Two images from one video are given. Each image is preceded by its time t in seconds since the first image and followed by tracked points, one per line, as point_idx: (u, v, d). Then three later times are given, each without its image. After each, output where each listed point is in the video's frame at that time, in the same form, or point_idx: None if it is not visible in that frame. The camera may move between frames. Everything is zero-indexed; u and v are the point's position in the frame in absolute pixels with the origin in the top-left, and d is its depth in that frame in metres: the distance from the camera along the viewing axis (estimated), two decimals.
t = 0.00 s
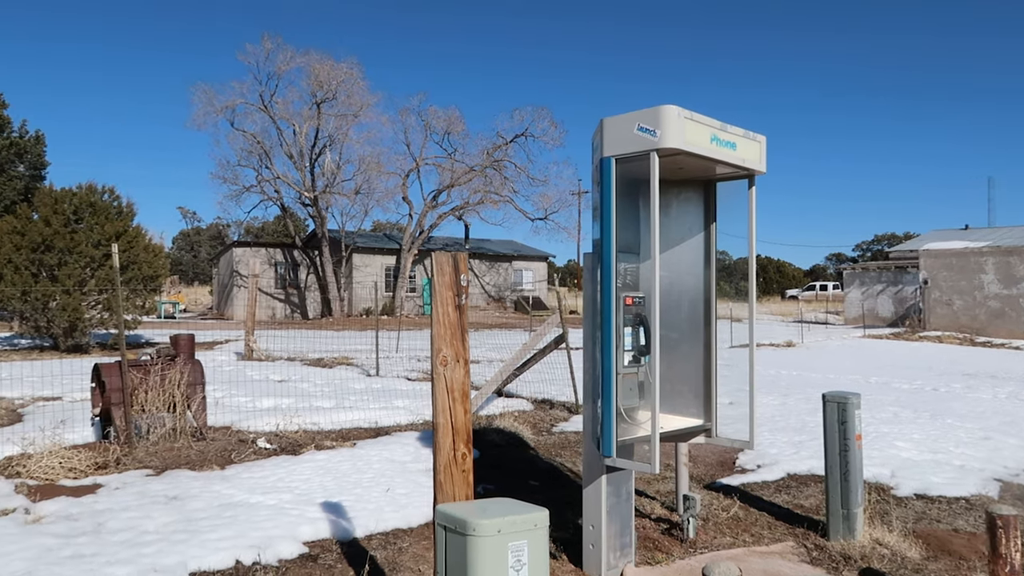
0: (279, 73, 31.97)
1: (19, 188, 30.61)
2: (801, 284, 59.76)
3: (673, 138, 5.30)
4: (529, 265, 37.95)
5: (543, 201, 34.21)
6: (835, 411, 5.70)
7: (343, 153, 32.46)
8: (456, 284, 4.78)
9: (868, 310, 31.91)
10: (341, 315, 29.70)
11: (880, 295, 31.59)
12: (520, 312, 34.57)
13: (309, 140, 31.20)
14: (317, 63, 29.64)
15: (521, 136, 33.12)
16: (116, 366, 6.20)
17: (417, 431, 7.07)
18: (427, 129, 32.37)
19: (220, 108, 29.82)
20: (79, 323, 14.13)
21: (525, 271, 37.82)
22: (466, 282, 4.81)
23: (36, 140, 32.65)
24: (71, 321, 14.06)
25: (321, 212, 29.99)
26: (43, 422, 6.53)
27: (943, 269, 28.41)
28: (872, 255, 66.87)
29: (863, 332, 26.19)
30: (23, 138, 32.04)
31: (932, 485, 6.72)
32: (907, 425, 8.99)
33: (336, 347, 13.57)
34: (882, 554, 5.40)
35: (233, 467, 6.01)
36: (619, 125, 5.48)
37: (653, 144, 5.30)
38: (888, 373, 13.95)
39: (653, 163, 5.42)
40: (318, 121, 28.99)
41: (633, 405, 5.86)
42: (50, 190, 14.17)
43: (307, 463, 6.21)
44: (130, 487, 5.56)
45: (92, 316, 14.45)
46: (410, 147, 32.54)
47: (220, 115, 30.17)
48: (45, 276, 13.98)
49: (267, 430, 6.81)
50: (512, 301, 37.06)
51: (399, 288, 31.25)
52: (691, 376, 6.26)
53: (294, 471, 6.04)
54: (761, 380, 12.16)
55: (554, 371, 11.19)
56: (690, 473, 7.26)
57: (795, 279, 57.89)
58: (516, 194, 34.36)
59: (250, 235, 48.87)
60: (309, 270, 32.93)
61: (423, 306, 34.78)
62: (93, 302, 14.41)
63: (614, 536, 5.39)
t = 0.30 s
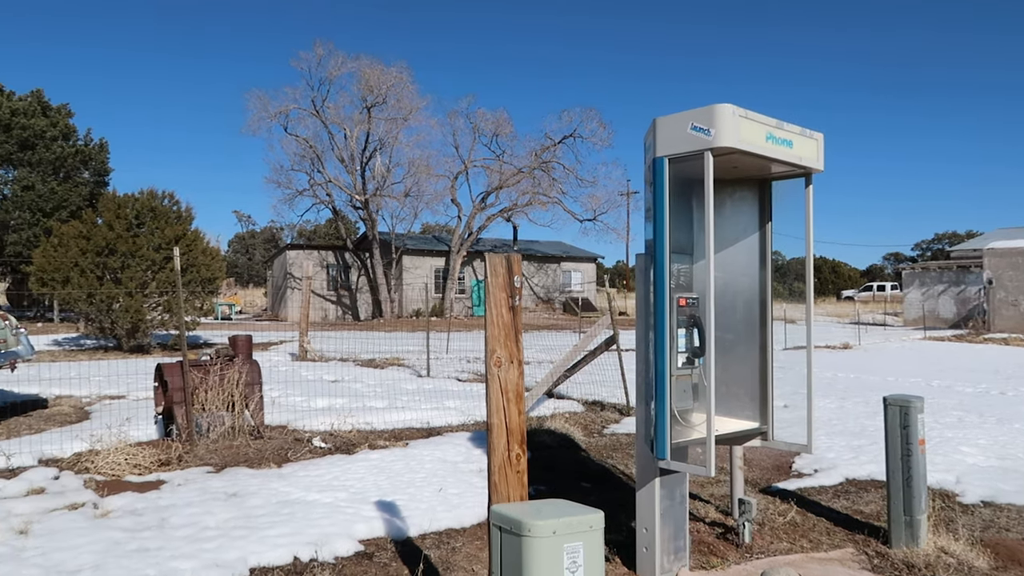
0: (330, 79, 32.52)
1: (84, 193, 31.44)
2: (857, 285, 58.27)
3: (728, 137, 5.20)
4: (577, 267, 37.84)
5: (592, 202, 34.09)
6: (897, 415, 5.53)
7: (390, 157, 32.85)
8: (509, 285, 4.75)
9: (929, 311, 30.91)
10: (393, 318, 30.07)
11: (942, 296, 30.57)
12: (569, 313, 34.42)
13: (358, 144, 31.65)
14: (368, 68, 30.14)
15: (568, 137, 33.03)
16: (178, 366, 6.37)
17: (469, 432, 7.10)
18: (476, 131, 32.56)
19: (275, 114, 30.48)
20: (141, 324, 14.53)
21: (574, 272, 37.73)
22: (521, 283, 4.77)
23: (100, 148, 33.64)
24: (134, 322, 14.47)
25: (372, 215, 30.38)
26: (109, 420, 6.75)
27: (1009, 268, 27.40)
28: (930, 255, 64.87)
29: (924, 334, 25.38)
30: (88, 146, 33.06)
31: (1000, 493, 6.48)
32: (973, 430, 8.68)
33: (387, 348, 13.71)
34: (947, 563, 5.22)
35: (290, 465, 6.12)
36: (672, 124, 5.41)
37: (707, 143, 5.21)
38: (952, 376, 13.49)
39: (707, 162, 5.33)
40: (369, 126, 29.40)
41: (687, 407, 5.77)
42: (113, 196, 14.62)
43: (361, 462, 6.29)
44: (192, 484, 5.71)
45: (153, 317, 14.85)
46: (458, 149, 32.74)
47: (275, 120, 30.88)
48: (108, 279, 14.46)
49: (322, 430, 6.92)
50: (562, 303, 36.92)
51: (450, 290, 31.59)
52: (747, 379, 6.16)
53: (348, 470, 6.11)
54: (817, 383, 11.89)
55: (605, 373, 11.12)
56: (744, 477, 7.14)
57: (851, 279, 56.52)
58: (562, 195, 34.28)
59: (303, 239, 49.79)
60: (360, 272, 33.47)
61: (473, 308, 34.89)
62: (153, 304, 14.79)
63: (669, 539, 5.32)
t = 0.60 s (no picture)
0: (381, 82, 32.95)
1: (146, 197, 32.21)
2: (917, 283, 56.57)
3: (785, 133, 5.07)
4: (627, 266, 37.58)
5: (643, 200, 33.84)
6: (963, 418, 5.34)
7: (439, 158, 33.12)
8: (563, 284, 4.68)
9: (995, 311, 29.84)
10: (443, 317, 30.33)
11: (1009, 294, 29.70)
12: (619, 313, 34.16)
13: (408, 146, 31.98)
14: (417, 70, 30.47)
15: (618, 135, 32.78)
16: (236, 364, 6.52)
17: (520, 431, 7.10)
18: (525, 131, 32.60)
19: (327, 117, 31.01)
20: (200, 323, 14.93)
21: (624, 272, 37.48)
22: (574, 282, 4.69)
23: (161, 152, 34.44)
24: (193, 321, 14.88)
25: (423, 216, 30.69)
26: (172, 416, 6.95)
27: None
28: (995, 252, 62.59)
29: (991, 334, 24.51)
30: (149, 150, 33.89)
31: None
32: None
33: (439, 347, 13.81)
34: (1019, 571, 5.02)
35: (345, 463, 6.20)
36: (726, 120, 5.30)
37: (763, 140, 5.09)
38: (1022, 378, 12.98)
39: (763, 159, 5.22)
40: (419, 127, 29.68)
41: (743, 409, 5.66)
42: (173, 199, 15.08)
43: (414, 460, 6.34)
44: (251, 479, 5.83)
45: (212, 317, 15.23)
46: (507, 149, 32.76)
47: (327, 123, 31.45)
48: (169, 280, 14.90)
49: (376, 428, 7.01)
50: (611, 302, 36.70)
51: (500, 290, 31.69)
52: (804, 379, 6.04)
53: (401, 468, 6.17)
54: (877, 384, 11.57)
55: (656, 373, 11.01)
56: (802, 480, 7.00)
57: (910, 277, 54.89)
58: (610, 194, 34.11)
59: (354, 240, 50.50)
60: (410, 272, 33.83)
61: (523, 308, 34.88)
62: (212, 304, 15.19)
63: (724, 542, 5.23)
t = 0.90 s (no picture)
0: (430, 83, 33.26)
1: (204, 200, 32.91)
2: (982, 281, 54.52)
3: (844, 128, 4.93)
4: (678, 265, 37.12)
5: (694, 199, 33.39)
6: None
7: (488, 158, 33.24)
8: (615, 284, 4.61)
9: None
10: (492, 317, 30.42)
11: None
12: (669, 313, 33.75)
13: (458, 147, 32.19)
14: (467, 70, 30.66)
15: (670, 133, 32.34)
16: (292, 363, 6.65)
17: (572, 431, 7.09)
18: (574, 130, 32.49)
19: (378, 119, 31.41)
20: (256, 323, 15.29)
21: (675, 271, 37.03)
22: (627, 282, 4.60)
23: (218, 155, 35.21)
24: (250, 321, 15.25)
25: (471, 216, 30.89)
26: (231, 414, 7.13)
27: None
28: None
29: None
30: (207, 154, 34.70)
31: None
32: None
33: (489, 347, 13.90)
34: None
35: (398, 461, 6.28)
36: (782, 116, 5.19)
37: (821, 135, 4.96)
38: None
39: (821, 155, 5.09)
40: (468, 128, 29.87)
41: (800, 410, 5.54)
42: (230, 201, 15.43)
43: (466, 459, 6.38)
44: (306, 477, 5.93)
45: (268, 317, 15.56)
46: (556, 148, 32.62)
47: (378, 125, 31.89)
48: (227, 281, 15.29)
49: (428, 426, 7.07)
50: (662, 302, 36.31)
51: (549, 290, 31.66)
52: (863, 380, 5.90)
53: (453, 467, 6.22)
54: (942, 387, 11.20)
55: (709, 373, 10.86)
56: (861, 483, 6.84)
57: (975, 276, 52.98)
58: (661, 193, 33.76)
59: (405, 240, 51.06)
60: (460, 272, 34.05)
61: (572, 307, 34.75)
62: (267, 304, 15.53)
63: (781, 546, 5.13)
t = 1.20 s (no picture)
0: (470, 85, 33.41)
1: (251, 203, 33.47)
2: None
3: (894, 122, 4.81)
4: (722, 265, 36.65)
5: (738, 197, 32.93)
6: None
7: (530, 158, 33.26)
8: (659, 283, 4.50)
9: None
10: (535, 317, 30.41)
11: None
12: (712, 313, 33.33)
13: (499, 147, 32.27)
14: (508, 71, 30.73)
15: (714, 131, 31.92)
16: (337, 362, 6.74)
17: (615, 432, 7.05)
18: (615, 129, 32.31)
19: (420, 121, 31.66)
20: (302, 323, 15.55)
21: (718, 270, 36.58)
22: (670, 281, 4.51)
23: (265, 158, 35.79)
24: (296, 321, 15.52)
25: (513, 216, 30.96)
26: (277, 412, 7.26)
27: None
28: None
29: None
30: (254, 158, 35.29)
31: None
32: None
33: (532, 347, 13.92)
34: None
35: (441, 460, 6.33)
36: (830, 112, 5.08)
37: (870, 131, 4.85)
38: None
39: (871, 151, 4.96)
40: (509, 128, 29.93)
41: (849, 411, 5.41)
42: (276, 203, 15.62)
43: (508, 458, 6.40)
44: (351, 474, 6.01)
45: (312, 317, 15.79)
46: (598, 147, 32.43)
47: (421, 127, 32.15)
48: (273, 281, 15.57)
49: (470, 426, 7.11)
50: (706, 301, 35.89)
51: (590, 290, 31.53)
52: (915, 381, 5.76)
53: (496, 466, 6.24)
54: (1000, 389, 10.85)
55: (755, 374, 10.70)
56: (913, 487, 6.68)
57: None
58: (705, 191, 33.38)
59: (447, 241, 51.34)
60: (502, 273, 34.12)
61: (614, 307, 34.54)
62: (313, 304, 15.77)
63: (829, 549, 5.03)
